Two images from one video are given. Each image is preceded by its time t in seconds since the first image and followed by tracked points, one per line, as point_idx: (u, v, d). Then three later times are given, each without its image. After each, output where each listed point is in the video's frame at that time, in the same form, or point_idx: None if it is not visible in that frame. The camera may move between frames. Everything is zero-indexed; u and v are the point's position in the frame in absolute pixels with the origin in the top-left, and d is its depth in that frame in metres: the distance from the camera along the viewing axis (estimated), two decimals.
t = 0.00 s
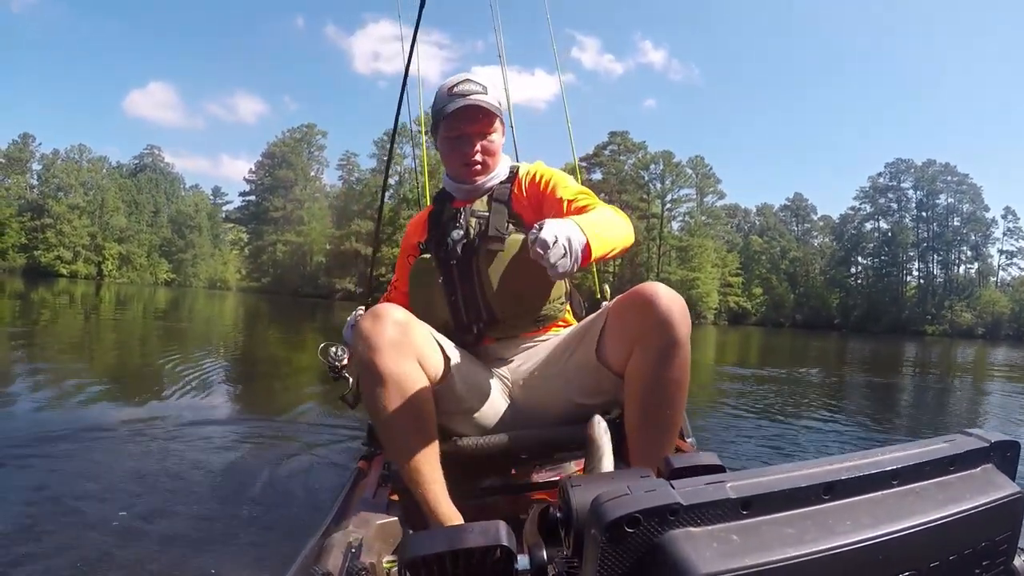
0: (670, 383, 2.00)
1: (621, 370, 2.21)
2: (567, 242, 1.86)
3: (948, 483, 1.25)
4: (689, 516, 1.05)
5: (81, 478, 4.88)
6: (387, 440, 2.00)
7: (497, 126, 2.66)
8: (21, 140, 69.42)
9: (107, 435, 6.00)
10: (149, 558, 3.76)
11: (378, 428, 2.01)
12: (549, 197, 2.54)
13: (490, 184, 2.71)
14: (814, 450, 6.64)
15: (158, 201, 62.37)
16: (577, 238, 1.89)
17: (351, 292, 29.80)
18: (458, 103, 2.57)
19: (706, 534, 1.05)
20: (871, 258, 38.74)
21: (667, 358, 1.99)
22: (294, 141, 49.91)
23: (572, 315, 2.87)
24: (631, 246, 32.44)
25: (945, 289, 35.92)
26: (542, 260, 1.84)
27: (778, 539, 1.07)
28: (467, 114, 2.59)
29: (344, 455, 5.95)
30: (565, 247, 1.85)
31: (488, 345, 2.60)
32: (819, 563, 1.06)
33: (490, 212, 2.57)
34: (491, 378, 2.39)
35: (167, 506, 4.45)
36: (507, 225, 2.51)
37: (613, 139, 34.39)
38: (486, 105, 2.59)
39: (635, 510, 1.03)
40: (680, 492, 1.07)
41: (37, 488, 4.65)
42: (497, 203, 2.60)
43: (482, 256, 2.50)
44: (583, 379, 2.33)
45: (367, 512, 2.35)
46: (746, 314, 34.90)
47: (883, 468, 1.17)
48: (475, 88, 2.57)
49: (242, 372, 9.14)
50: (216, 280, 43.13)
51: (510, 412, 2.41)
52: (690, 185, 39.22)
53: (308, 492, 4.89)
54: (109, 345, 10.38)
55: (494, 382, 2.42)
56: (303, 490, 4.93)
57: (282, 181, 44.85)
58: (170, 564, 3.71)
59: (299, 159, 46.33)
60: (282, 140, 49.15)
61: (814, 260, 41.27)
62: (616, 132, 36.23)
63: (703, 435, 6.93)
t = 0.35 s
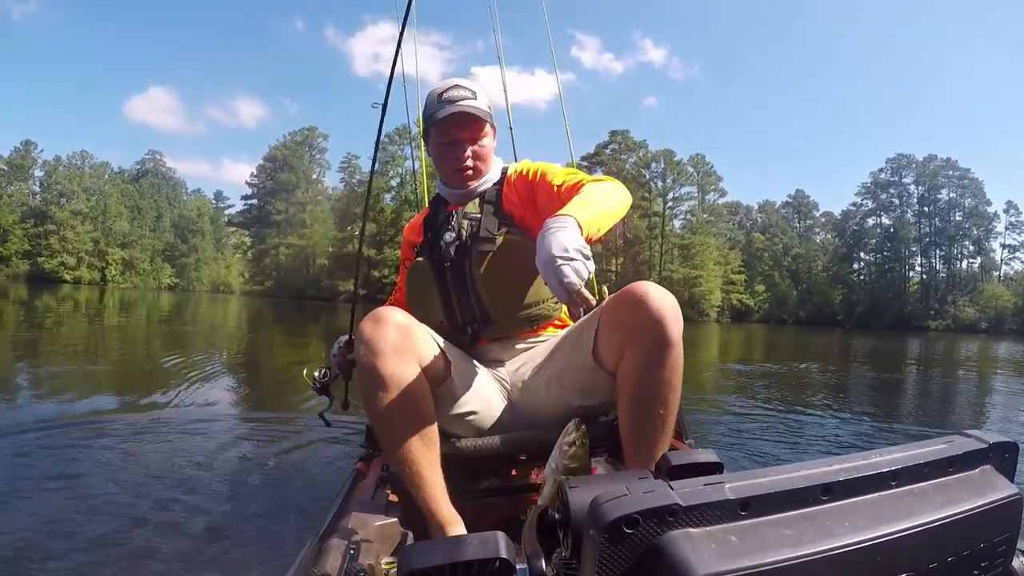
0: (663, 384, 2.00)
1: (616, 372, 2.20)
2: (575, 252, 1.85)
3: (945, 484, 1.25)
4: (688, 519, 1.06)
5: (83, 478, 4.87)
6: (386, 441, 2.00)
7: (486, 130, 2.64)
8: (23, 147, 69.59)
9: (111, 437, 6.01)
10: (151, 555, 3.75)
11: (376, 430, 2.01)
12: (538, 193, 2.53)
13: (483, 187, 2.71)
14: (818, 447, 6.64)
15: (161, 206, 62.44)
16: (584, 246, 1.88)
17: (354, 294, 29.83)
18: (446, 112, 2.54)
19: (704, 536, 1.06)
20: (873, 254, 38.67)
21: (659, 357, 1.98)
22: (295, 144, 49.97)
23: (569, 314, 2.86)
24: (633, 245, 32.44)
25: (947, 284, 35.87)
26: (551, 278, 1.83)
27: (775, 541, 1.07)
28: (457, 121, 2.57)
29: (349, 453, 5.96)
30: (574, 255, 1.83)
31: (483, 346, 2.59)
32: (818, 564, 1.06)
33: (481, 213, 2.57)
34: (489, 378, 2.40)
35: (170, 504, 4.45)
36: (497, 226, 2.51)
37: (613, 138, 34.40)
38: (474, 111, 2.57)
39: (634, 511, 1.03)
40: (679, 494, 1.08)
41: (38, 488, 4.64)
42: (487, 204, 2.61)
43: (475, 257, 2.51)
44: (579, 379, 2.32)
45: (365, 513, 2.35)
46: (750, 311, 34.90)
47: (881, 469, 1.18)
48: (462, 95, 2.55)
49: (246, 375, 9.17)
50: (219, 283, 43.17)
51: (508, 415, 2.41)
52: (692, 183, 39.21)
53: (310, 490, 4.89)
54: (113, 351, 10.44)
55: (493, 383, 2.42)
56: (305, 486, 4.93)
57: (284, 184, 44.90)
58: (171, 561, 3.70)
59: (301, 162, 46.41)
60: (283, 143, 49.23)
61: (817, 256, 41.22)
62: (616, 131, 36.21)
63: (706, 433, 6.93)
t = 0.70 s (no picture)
0: (661, 383, 2.00)
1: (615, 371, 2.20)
2: (566, 236, 1.86)
3: (943, 484, 1.25)
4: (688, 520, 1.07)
5: (87, 477, 4.87)
6: (385, 437, 2.00)
7: (484, 131, 2.66)
8: (27, 154, 69.79)
9: (115, 437, 6.02)
10: (154, 552, 3.75)
11: (376, 425, 2.01)
12: (535, 194, 2.53)
13: (481, 187, 2.72)
14: (823, 442, 6.61)
15: (164, 211, 62.54)
16: (582, 235, 1.91)
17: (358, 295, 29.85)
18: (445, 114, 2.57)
19: (704, 536, 1.06)
20: (877, 248, 38.61)
21: (657, 355, 1.99)
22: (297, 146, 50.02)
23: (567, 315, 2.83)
24: (636, 242, 32.40)
25: (951, 278, 35.81)
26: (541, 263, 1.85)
27: (775, 540, 1.07)
28: (453, 123, 2.59)
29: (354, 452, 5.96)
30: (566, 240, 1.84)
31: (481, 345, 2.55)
32: (818, 563, 1.06)
33: (479, 214, 2.59)
34: (488, 377, 2.40)
35: (173, 501, 4.44)
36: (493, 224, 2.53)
37: (615, 136, 34.35)
38: (472, 113, 2.59)
39: (633, 511, 1.04)
40: (678, 494, 1.09)
41: (42, 487, 4.64)
42: (485, 204, 2.61)
43: (472, 255, 2.52)
44: (577, 377, 2.32)
45: (367, 513, 2.36)
46: (754, 307, 34.86)
47: (880, 468, 1.18)
48: (459, 97, 2.57)
49: (251, 377, 9.18)
50: (223, 286, 43.25)
51: (508, 415, 2.40)
52: (694, 180, 39.20)
53: (313, 487, 4.88)
54: (120, 354, 10.47)
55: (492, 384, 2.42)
56: (309, 484, 4.92)
57: (287, 187, 44.93)
58: (172, 558, 3.69)
59: (303, 164, 46.45)
60: (285, 145, 49.22)
61: (820, 251, 41.15)
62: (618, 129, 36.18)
63: (709, 429, 6.92)
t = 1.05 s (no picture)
0: (662, 382, 2.00)
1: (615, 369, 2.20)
2: (589, 225, 1.93)
3: (945, 483, 1.25)
4: (688, 522, 1.07)
5: (89, 476, 4.86)
6: (386, 436, 2.00)
7: (493, 133, 2.70)
8: (32, 154, 70.04)
9: (118, 435, 6.02)
10: (156, 550, 3.74)
11: (377, 423, 2.01)
12: (540, 199, 2.55)
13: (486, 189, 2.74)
14: (825, 442, 6.59)
15: (168, 210, 62.58)
16: (596, 224, 1.95)
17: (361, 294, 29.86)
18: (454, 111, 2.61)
19: (705, 536, 1.06)
20: (881, 248, 38.54)
21: (659, 354, 1.99)
22: (301, 145, 50.06)
23: (567, 316, 2.83)
24: (640, 242, 32.35)
25: (955, 278, 35.76)
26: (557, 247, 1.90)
27: (775, 542, 1.07)
28: (463, 121, 2.63)
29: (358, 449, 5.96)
30: (584, 232, 1.90)
31: (482, 342, 2.55)
32: (818, 565, 1.06)
33: (484, 212, 2.60)
34: (488, 376, 2.39)
35: (176, 500, 4.44)
36: (499, 222, 2.53)
37: (619, 135, 34.30)
38: (482, 113, 2.63)
39: (632, 511, 1.04)
40: (678, 494, 1.09)
41: (46, 485, 4.65)
42: (491, 204, 2.61)
43: (474, 254, 2.52)
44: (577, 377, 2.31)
45: (367, 513, 2.37)
46: (757, 307, 34.82)
47: (881, 470, 1.18)
48: (470, 97, 2.61)
49: (255, 376, 9.19)
50: (227, 285, 43.30)
51: (507, 413, 2.40)
52: (698, 179, 39.14)
53: (315, 486, 4.87)
54: (125, 353, 10.48)
55: (492, 382, 2.42)
56: (310, 484, 4.91)
57: (291, 186, 44.96)
58: (175, 555, 3.69)
59: (307, 163, 46.45)
60: (289, 145, 49.27)
61: (824, 251, 41.09)
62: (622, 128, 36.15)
63: (711, 429, 6.91)
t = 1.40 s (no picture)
0: (663, 381, 2.01)
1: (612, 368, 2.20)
2: (605, 233, 1.97)
3: (947, 484, 1.24)
4: (694, 521, 1.07)
5: (92, 475, 4.88)
6: (394, 435, 2.00)
7: (508, 136, 2.67)
8: (37, 155, 70.29)
9: (122, 435, 6.05)
10: (159, 548, 3.76)
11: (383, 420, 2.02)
12: (549, 207, 2.53)
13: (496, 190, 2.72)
14: (831, 441, 6.56)
15: (172, 211, 62.71)
16: (606, 230, 1.97)
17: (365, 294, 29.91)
18: (471, 110, 2.58)
19: (705, 537, 1.07)
20: (884, 246, 38.50)
21: (656, 357, 1.99)
22: (305, 146, 50.15)
23: (569, 317, 2.82)
24: (643, 242, 32.33)
25: (958, 276, 35.74)
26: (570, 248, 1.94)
27: (774, 540, 1.08)
28: (479, 120, 2.60)
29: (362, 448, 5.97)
30: (596, 236, 1.94)
31: (482, 341, 2.55)
32: (816, 564, 1.07)
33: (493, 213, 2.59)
34: (491, 376, 2.39)
35: (177, 499, 4.45)
36: (506, 224, 2.51)
37: (621, 135, 34.27)
38: (500, 115, 2.60)
39: (635, 511, 1.05)
40: (680, 494, 1.09)
41: (53, 485, 4.67)
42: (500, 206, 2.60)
43: (480, 254, 2.51)
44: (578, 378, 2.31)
45: (369, 513, 2.38)
46: (761, 306, 34.75)
47: (881, 470, 1.18)
48: (489, 98, 2.58)
49: (260, 377, 9.18)
50: (231, 286, 43.38)
51: (509, 413, 2.40)
52: (701, 179, 39.14)
53: (319, 485, 4.87)
54: (130, 354, 10.51)
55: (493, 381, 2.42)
56: (314, 482, 4.91)
57: (295, 187, 45.04)
58: (181, 555, 3.70)
59: (310, 163, 46.50)
60: (292, 146, 49.35)
61: (827, 249, 41.05)
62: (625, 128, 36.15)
63: (715, 427, 6.94)
